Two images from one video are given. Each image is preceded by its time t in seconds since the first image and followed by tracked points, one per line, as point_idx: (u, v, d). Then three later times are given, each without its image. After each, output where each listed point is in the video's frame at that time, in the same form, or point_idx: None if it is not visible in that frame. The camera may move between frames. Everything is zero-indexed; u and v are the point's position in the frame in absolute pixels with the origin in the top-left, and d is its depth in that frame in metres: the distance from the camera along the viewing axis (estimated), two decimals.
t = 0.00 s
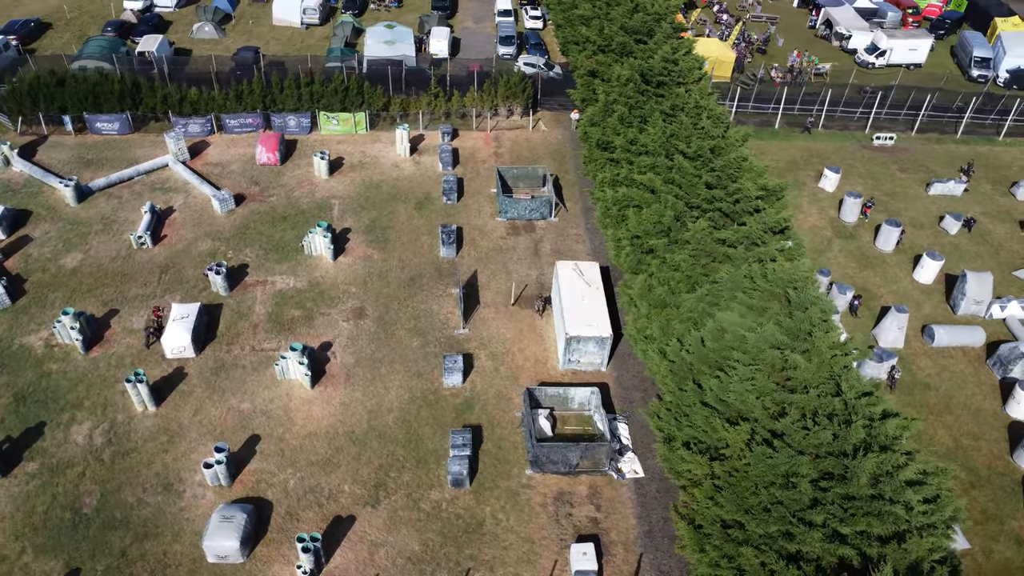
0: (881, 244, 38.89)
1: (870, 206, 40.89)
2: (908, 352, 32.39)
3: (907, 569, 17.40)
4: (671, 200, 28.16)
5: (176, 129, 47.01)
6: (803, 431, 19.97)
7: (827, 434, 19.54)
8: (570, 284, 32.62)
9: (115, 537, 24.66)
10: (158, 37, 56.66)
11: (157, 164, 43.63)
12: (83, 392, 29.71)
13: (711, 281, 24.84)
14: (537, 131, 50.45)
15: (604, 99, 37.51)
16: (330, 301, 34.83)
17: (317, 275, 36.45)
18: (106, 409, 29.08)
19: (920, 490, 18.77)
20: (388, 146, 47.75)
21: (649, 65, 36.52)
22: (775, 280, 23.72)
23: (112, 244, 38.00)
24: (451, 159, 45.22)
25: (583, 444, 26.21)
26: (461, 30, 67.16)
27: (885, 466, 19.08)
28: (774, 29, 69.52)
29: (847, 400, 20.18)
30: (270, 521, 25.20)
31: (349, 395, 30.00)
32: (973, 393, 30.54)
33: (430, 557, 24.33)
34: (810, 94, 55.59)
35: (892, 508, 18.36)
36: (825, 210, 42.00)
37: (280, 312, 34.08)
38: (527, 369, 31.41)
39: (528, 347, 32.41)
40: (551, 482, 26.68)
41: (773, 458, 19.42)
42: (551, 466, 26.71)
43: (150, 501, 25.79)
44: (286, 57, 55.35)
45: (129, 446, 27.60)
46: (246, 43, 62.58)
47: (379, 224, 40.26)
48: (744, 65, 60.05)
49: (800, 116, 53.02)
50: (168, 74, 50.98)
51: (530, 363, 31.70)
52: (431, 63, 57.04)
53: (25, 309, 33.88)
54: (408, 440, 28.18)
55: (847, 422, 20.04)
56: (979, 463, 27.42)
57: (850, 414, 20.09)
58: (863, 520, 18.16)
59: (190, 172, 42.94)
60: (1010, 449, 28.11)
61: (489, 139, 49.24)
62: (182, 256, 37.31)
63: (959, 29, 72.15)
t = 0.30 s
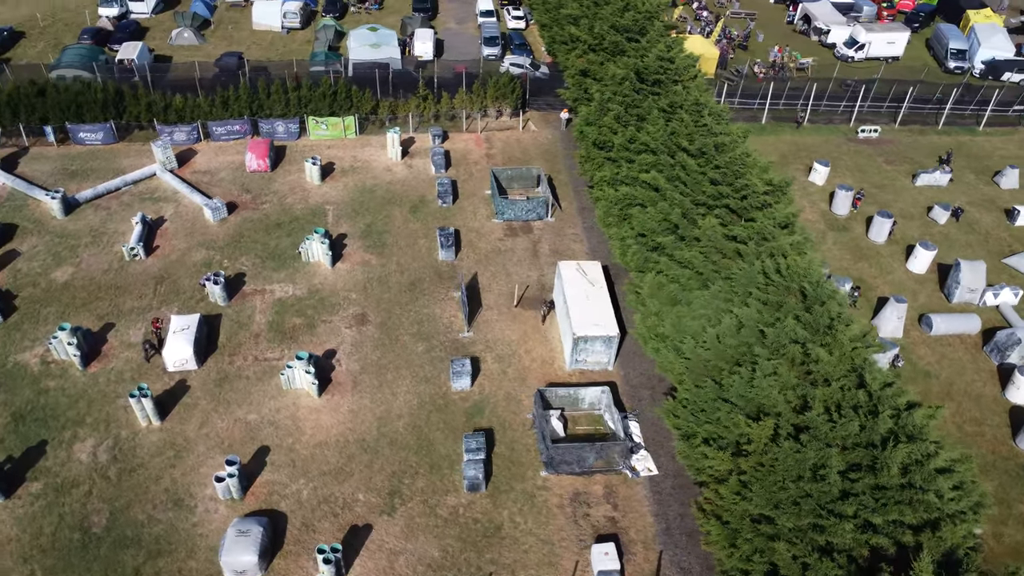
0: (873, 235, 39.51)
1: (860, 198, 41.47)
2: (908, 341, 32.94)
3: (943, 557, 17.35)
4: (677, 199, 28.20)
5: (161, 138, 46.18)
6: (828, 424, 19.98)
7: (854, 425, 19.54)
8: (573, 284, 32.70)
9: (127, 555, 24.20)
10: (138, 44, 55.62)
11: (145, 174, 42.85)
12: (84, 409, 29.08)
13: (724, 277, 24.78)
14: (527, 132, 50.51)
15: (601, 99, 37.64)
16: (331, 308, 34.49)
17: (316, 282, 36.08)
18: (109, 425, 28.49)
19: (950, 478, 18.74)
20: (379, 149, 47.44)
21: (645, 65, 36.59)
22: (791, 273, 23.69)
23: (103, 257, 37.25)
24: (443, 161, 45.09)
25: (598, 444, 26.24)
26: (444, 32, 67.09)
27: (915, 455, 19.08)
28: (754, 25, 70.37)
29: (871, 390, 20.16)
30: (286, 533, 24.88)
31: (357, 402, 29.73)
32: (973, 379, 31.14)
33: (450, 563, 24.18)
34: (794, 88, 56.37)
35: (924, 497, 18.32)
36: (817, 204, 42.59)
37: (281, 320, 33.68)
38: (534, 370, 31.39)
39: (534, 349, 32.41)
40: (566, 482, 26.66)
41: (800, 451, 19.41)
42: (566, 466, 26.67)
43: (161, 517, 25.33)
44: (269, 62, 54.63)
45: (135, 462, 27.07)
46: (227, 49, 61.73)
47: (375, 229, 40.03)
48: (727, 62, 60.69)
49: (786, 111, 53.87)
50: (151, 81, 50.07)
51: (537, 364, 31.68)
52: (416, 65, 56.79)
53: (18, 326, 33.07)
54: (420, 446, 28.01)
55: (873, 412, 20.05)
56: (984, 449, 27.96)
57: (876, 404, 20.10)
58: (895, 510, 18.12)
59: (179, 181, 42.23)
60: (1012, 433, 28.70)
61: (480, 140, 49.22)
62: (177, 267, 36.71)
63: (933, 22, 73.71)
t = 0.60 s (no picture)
0: (865, 227, 40.15)
1: (850, 190, 42.07)
2: (906, 330, 33.60)
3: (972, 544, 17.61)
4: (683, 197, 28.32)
5: (147, 147, 45.36)
6: (852, 416, 20.18)
7: (878, 416, 19.75)
8: (577, 284, 32.82)
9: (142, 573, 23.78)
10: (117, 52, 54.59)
11: (133, 184, 42.08)
12: (87, 426, 28.51)
13: (736, 274, 24.84)
14: (517, 132, 50.56)
15: (597, 99, 37.78)
16: (333, 315, 34.20)
17: (316, 289, 35.75)
18: (115, 441, 27.97)
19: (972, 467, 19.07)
20: (370, 153, 47.17)
21: (640, 63, 36.65)
22: (804, 268, 23.91)
23: (95, 269, 36.53)
24: (436, 164, 45.00)
25: (613, 442, 26.31)
26: (427, 34, 66.93)
27: (940, 444, 19.33)
28: (734, 21, 71.13)
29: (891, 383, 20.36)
30: (305, 544, 24.65)
31: (367, 409, 29.52)
32: (972, 367, 31.86)
33: (471, 567, 24.08)
34: (777, 84, 57.16)
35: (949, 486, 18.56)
36: (809, 197, 43.19)
37: (283, 329, 33.33)
38: (542, 371, 31.43)
39: (541, 349, 32.45)
40: (582, 482, 26.74)
41: (826, 444, 19.49)
42: (581, 466, 26.74)
43: (174, 533, 24.93)
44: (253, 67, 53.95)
45: (144, 478, 26.62)
46: (208, 54, 60.88)
47: (372, 233, 39.82)
48: (710, 58, 61.31)
49: (770, 106, 54.71)
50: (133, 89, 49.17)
51: (544, 365, 31.72)
52: (402, 68, 56.53)
53: (12, 343, 32.30)
54: (433, 451, 27.89)
55: (895, 404, 20.29)
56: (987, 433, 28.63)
57: (898, 395, 20.34)
58: (922, 499, 18.34)
59: (169, 190, 41.53)
60: (1013, 418, 29.40)
61: (471, 142, 49.18)
62: (173, 277, 36.11)
63: (907, 16, 75.13)
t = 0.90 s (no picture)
0: (857, 219, 40.81)
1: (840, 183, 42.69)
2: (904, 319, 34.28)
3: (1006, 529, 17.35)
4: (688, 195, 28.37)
5: (135, 156, 44.58)
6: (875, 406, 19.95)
7: (902, 405, 19.52)
8: (581, 283, 32.94)
9: None
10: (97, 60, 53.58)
11: (122, 194, 41.35)
12: (93, 442, 27.98)
13: (747, 269, 24.83)
14: (508, 133, 50.60)
15: (594, 100, 38.13)
16: (336, 321, 33.94)
17: (317, 295, 35.47)
18: (122, 457, 27.48)
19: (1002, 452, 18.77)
20: (362, 157, 46.90)
21: (636, 61, 36.73)
22: (817, 261, 23.91)
23: (90, 282, 35.86)
24: (429, 166, 44.95)
25: (628, 440, 26.37)
26: (410, 36, 66.74)
27: (967, 430, 18.92)
28: (713, 18, 71.83)
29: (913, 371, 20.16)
30: (325, 554, 24.47)
31: (377, 415, 29.36)
32: (969, 354, 32.62)
33: (493, 571, 24.07)
34: (761, 80, 57.86)
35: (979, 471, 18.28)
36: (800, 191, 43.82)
37: (286, 337, 33.01)
38: (550, 371, 31.52)
39: (547, 350, 32.56)
40: (598, 481, 26.84)
41: (850, 435, 19.38)
42: (596, 465, 26.78)
43: (191, 548, 24.61)
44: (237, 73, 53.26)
45: (155, 493, 26.22)
46: (189, 60, 60.02)
47: (370, 238, 39.62)
48: (694, 55, 61.91)
49: (755, 102, 55.43)
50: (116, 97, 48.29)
51: (552, 365, 31.81)
52: (388, 70, 56.23)
53: (7, 360, 31.56)
54: (447, 455, 27.82)
55: (919, 392, 20.04)
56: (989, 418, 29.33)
57: (921, 383, 20.04)
58: (952, 486, 18.13)
59: (160, 200, 40.86)
60: (1012, 403, 30.14)
61: (462, 143, 49.13)
62: (170, 288, 35.58)
63: (881, 10, 76.49)
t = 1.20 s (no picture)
0: (848, 210, 41.45)
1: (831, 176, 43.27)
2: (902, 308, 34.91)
3: None
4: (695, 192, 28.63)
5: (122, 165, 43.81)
6: (897, 396, 20.21)
7: (924, 394, 19.78)
8: (585, 281, 33.09)
9: None
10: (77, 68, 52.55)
11: (112, 204, 40.62)
12: (99, 458, 27.48)
13: (758, 264, 25.12)
14: (499, 133, 50.62)
15: (589, 99, 38.36)
16: (340, 327, 33.70)
17: (319, 301, 35.18)
18: (131, 472, 27.02)
19: None
20: (355, 161, 46.62)
21: (631, 60, 36.99)
22: (828, 254, 24.26)
23: (85, 295, 35.19)
24: (423, 169, 44.91)
25: (642, 437, 26.52)
26: (393, 38, 66.51)
27: (990, 416, 19.23)
28: (694, 15, 72.49)
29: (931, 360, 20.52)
30: (346, 562, 24.30)
31: (388, 420, 29.20)
32: (965, 341, 33.39)
33: (515, 572, 24.06)
34: (745, 75, 58.53)
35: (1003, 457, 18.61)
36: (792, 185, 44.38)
37: (290, 344, 32.68)
38: (558, 371, 31.62)
39: (554, 349, 32.67)
40: (614, 478, 26.98)
41: (875, 425, 19.62)
42: (612, 462, 26.90)
43: (208, 561, 24.31)
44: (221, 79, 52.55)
45: (168, 506, 25.86)
46: (171, 67, 59.13)
47: (368, 242, 39.41)
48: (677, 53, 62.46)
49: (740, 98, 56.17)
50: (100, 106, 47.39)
51: (560, 365, 31.91)
52: (374, 73, 55.90)
53: (5, 376, 30.86)
54: (462, 457, 27.76)
55: (938, 379, 20.35)
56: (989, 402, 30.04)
57: (941, 372, 20.31)
58: (978, 471, 18.42)
59: (152, 209, 40.20)
60: (1011, 387, 30.90)
61: (454, 145, 49.05)
62: (168, 298, 35.04)
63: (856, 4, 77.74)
